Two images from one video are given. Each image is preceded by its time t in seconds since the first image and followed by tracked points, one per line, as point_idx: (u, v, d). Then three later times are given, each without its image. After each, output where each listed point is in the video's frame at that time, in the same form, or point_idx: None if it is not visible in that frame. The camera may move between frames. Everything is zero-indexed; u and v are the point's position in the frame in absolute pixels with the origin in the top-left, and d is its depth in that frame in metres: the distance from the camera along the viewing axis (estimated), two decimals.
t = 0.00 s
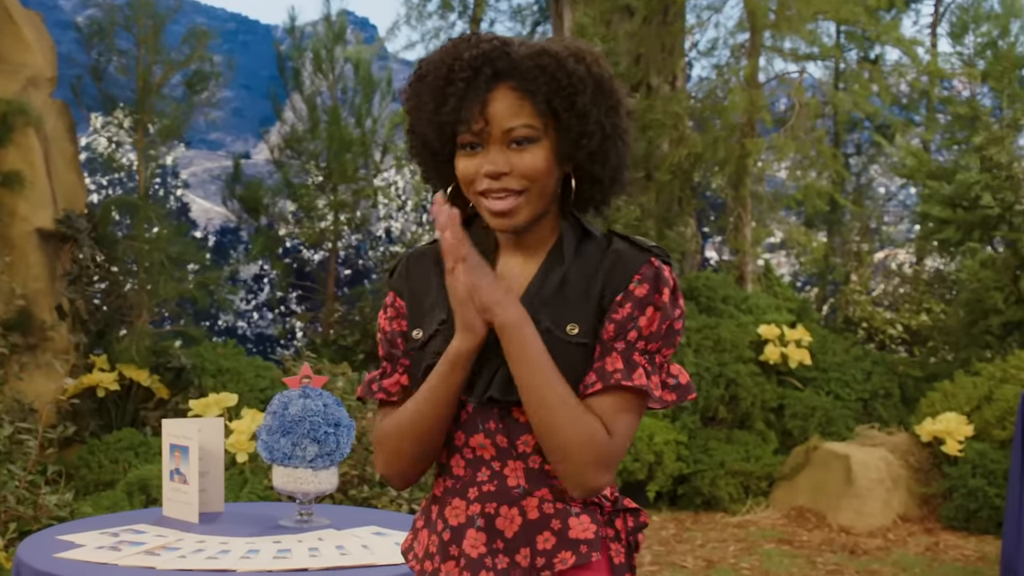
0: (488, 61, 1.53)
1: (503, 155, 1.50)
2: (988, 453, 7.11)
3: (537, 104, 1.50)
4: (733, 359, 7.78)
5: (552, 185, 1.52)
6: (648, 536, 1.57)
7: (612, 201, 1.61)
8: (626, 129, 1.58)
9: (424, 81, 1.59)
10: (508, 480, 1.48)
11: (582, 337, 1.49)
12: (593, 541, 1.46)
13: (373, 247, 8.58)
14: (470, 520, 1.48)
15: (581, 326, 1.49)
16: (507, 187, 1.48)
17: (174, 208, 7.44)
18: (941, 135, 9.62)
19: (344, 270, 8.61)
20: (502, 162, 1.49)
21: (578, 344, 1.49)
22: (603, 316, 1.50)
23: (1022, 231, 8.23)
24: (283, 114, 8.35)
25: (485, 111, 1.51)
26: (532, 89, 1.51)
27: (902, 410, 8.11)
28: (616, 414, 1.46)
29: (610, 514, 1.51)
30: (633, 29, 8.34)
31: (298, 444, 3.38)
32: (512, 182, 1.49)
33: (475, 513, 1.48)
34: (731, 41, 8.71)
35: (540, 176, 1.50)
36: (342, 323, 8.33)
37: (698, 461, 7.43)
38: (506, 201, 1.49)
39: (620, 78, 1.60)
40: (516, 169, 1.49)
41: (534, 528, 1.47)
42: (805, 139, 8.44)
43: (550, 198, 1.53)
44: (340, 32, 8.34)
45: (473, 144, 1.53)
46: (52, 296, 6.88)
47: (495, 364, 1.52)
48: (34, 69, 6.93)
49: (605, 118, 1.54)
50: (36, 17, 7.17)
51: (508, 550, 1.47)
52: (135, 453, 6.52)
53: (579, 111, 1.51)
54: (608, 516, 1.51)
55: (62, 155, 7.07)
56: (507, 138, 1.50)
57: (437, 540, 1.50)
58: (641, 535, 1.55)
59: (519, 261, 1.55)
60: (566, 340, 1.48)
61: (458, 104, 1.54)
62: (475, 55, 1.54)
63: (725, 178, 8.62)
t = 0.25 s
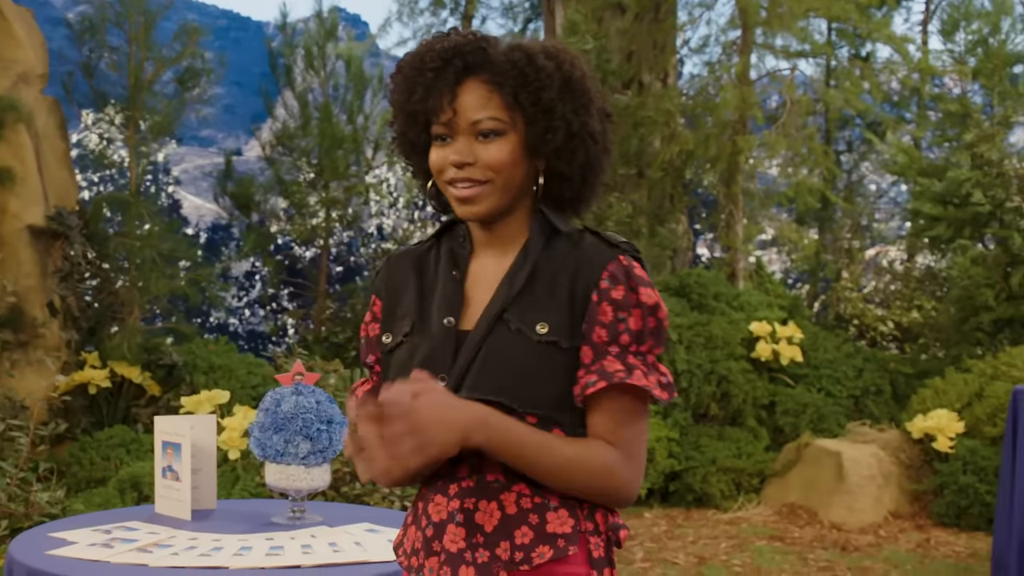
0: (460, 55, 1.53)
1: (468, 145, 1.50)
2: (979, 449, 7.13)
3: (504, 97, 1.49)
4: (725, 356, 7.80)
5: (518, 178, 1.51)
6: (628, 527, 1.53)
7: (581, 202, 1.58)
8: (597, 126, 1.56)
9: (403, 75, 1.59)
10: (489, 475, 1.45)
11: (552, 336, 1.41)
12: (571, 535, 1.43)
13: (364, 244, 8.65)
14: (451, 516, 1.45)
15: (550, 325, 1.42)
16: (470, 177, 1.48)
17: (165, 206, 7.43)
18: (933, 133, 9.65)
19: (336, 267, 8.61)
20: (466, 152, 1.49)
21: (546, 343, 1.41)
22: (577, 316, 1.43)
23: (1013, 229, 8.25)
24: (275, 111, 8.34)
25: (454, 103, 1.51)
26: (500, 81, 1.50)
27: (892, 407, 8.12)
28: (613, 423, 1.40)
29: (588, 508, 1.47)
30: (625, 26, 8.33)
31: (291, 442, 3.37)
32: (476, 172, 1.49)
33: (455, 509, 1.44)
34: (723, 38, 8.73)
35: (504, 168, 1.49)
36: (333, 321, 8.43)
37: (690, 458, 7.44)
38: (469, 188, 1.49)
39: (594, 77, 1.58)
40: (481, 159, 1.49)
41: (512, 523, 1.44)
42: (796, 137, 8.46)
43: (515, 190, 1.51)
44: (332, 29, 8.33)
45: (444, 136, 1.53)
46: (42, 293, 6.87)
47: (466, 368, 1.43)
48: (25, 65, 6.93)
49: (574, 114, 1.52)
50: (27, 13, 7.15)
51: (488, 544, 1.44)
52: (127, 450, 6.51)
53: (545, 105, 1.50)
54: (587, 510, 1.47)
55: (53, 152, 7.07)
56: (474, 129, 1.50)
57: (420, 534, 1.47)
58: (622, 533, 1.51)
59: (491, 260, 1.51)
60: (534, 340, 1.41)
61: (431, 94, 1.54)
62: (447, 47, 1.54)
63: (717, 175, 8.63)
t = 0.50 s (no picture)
0: (402, 59, 1.52)
1: (417, 145, 1.49)
2: (973, 446, 7.14)
3: (447, 94, 1.49)
4: (719, 354, 7.81)
5: (469, 172, 1.49)
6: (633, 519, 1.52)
7: (536, 195, 1.55)
8: (545, 117, 1.53)
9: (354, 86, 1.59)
10: (495, 473, 1.43)
11: (536, 337, 1.41)
12: (581, 527, 1.42)
13: (359, 242, 8.65)
14: (459, 515, 1.43)
15: (532, 326, 1.41)
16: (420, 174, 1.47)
17: (159, 203, 7.43)
18: (927, 130, 9.67)
19: (330, 265, 8.61)
20: (414, 151, 1.48)
21: (532, 345, 1.41)
22: (556, 312, 1.43)
23: (1007, 226, 8.26)
24: (269, 109, 8.33)
25: (401, 106, 1.51)
26: (442, 80, 1.49)
27: (887, 404, 8.12)
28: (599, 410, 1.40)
29: (594, 502, 1.46)
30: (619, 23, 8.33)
31: (287, 440, 3.37)
32: (425, 170, 1.47)
33: (463, 507, 1.43)
34: (717, 36, 8.74)
35: (452, 163, 1.47)
36: (327, 319, 8.44)
37: (685, 456, 7.46)
38: (420, 186, 1.47)
39: (541, 69, 1.56)
40: (429, 158, 1.47)
41: (521, 519, 1.42)
42: (790, 134, 8.46)
43: (469, 185, 1.49)
44: (325, 26, 8.34)
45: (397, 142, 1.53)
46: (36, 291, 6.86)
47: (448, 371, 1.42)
48: (18, 63, 6.92)
49: (517, 105, 1.50)
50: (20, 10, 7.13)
51: (499, 542, 1.41)
52: (121, 448, 6.50)
53: (485, 98, 1.48)
54: (592, 503, 1.45)
55: (46, 150, 7.04)
56: (421, 128, 1.49)
57: (427, 536, 1.45)
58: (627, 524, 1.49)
59: (463, 264, 1.49)
60: (519, 344, 1.41)
61: (377, 99, 1.54)
62: (390, 53, 1.53)
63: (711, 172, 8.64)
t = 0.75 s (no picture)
0: (398, 64, 1.55)
1: (413, 147, 1.49)
2: (974, 443, 7.14)
3: (438, 95, 1.48)
4: (720, 351, 7.83)
5: (466, 170, 1.47)
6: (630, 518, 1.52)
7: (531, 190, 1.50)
8: (533, 109, 1.47)
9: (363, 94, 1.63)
10: (489, 467, 1.43)
11: (534, 329, 1.43)
12: (575, 524, 1.42)
13: (359, 239, 8.64)
14: (456, 509, 1.43)
15: (531, 318, 1.43)
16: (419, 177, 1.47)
17: (159, 200, 7.43)
18: (927, 126, 9.67)
19: (330, 262, 8.61)
20: (412, 153, 1.47)
21: (531, 336, 1.43)
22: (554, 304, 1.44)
23: (1007, 222, 8.27)
24: (269, 106, 8.33)
25: (400, 110, 1.52)
26: (433, 81, 1.49)
27: (888, 400, 8.12)
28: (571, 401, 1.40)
29: (589, 500, 1.46)
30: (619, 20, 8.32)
31: (288, 438, 3.35)
32: (424, 171, 1.47)
33: (460, 501, 1.43)
34: (717, 32, 8.74)
35: (448, 161, 1.47)
36: (327, 316, 8.40)
37: (685, 453, 7.46)
38: (420, 188, 1.47)
39: (534, 61, 1.50)
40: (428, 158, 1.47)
41: (516, 514, 1.42)
42: (791, 130, 8.45)
43: (470, 184, 1.48)
44: (326, 24, 8.34)
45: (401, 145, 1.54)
46: (37, 289, 6.84)
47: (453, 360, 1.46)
48: (19, 60, 6.87)
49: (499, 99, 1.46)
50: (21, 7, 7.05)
51: (496, 535, 1.42)
52: (122, 446, 6.50)
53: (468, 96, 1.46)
54: (587, 501, 1.46)
55: (46, 147, 7.02)
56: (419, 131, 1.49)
57: (425, 528, 1.46)
58: (622, 520, 1.49)
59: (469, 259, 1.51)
60: (517, 335, 1.43)
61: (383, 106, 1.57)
62: (388, 58, 1.56)
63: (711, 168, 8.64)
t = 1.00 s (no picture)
0: (423, 53, 1.53)
1: (433, 136, 1.46)
2: (965, 439, 7.15)
3: (462, 85, 1.46)
4: (711, 347, 7.84)
5: (485, 164, 1.45)
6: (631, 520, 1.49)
7: (550, 182, 1.50)
8: (557, 105, 1.46)
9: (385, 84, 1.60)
10: (489, 459, 1.41)
11: (543, 320, 1.40)
12: (574, 522, 1.40)
13: (351, 235, 8.65)
14: (455, 502, 1.41)
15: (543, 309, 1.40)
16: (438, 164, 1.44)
17: (151, 197, 7.42)
18: (918, 122, 9.69)
19: (322, 258, 8.61)
20: (431, 142, 1.45)
21: (539, 327, 1.40)
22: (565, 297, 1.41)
23: (998, 218, 8.30)
24: (260, 102, 8.32)
25: (422, 99, 1.49)
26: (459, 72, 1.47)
27: (879, 396, 8.13)
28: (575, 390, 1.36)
29: (588, 499, 1.43)
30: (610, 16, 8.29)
31: (279, 434, 3.33)
32: (444, 159, 1.44)
33: (459, 493, 1.41)
34: (709, 28, 8.74)
35: (469, 152, 1.44)
36: (320, 312, 8.36)
37: (678, 449, 7.46)
38: (439, 177, 1.44)
39: (560, 58, 1.49)
40: (447, 147, 1.44)
41: (515, 509, 1.40)
42: (782, 126, 8.46)
43: (488, 176, 1.45)
44: (317, 19, 8.31)
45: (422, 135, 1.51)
46: (28, 286, 6.83)
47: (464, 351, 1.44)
48: (9, 56, 6.81)
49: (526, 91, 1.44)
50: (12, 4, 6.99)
51: (494, 529, 1.40)
52: (114, 442, 6.47)
53: (494, 87, 1.44)
54: (586, 500, 1.43)
55: (36, 143, 7.00)
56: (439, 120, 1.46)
57: (422, 520, 1.44)
58: (622, 521, 1.45)
59: (482, 248, 1.49)
60: (526, 324, 1.40)
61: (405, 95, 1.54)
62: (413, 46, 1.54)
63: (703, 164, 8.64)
